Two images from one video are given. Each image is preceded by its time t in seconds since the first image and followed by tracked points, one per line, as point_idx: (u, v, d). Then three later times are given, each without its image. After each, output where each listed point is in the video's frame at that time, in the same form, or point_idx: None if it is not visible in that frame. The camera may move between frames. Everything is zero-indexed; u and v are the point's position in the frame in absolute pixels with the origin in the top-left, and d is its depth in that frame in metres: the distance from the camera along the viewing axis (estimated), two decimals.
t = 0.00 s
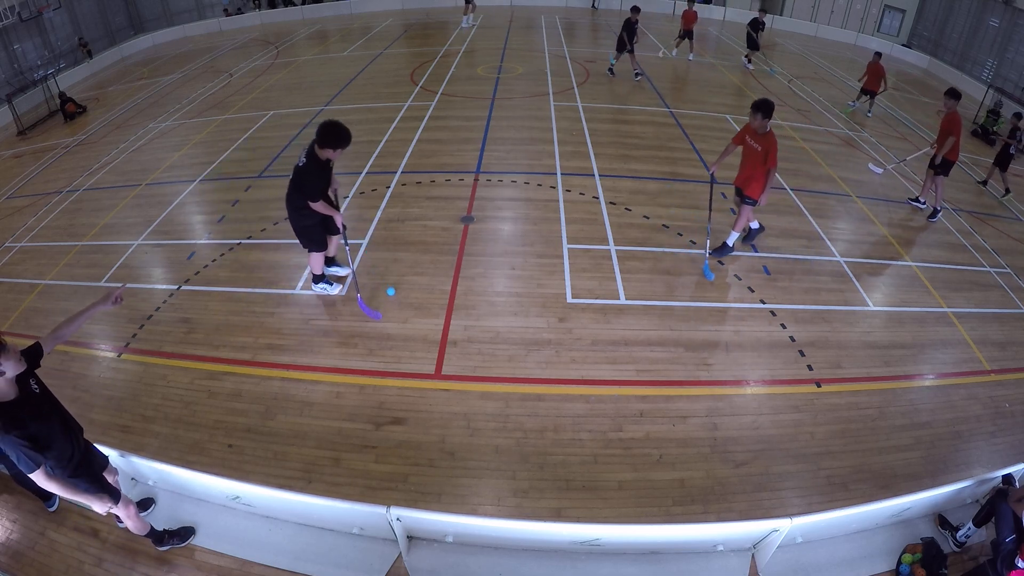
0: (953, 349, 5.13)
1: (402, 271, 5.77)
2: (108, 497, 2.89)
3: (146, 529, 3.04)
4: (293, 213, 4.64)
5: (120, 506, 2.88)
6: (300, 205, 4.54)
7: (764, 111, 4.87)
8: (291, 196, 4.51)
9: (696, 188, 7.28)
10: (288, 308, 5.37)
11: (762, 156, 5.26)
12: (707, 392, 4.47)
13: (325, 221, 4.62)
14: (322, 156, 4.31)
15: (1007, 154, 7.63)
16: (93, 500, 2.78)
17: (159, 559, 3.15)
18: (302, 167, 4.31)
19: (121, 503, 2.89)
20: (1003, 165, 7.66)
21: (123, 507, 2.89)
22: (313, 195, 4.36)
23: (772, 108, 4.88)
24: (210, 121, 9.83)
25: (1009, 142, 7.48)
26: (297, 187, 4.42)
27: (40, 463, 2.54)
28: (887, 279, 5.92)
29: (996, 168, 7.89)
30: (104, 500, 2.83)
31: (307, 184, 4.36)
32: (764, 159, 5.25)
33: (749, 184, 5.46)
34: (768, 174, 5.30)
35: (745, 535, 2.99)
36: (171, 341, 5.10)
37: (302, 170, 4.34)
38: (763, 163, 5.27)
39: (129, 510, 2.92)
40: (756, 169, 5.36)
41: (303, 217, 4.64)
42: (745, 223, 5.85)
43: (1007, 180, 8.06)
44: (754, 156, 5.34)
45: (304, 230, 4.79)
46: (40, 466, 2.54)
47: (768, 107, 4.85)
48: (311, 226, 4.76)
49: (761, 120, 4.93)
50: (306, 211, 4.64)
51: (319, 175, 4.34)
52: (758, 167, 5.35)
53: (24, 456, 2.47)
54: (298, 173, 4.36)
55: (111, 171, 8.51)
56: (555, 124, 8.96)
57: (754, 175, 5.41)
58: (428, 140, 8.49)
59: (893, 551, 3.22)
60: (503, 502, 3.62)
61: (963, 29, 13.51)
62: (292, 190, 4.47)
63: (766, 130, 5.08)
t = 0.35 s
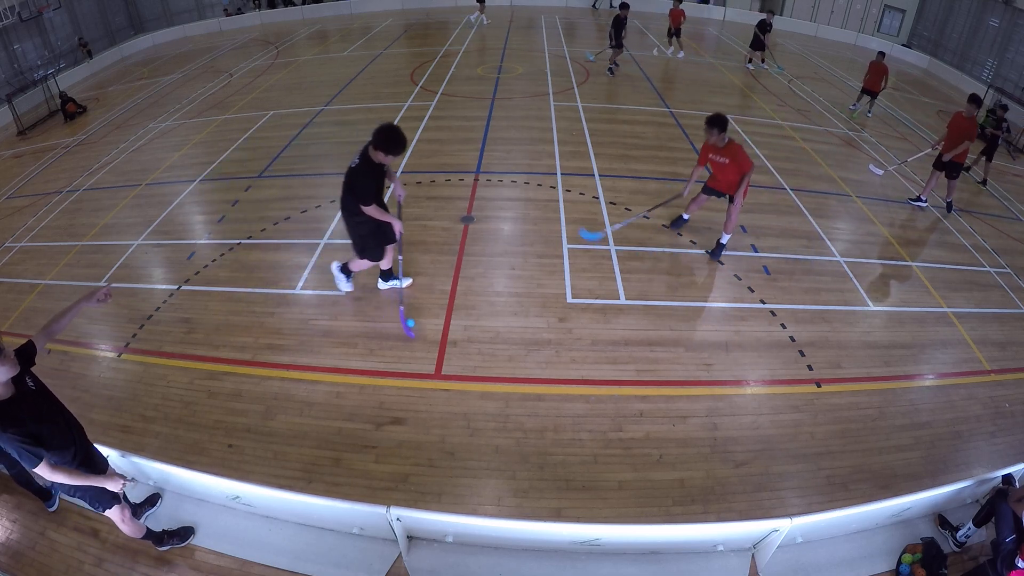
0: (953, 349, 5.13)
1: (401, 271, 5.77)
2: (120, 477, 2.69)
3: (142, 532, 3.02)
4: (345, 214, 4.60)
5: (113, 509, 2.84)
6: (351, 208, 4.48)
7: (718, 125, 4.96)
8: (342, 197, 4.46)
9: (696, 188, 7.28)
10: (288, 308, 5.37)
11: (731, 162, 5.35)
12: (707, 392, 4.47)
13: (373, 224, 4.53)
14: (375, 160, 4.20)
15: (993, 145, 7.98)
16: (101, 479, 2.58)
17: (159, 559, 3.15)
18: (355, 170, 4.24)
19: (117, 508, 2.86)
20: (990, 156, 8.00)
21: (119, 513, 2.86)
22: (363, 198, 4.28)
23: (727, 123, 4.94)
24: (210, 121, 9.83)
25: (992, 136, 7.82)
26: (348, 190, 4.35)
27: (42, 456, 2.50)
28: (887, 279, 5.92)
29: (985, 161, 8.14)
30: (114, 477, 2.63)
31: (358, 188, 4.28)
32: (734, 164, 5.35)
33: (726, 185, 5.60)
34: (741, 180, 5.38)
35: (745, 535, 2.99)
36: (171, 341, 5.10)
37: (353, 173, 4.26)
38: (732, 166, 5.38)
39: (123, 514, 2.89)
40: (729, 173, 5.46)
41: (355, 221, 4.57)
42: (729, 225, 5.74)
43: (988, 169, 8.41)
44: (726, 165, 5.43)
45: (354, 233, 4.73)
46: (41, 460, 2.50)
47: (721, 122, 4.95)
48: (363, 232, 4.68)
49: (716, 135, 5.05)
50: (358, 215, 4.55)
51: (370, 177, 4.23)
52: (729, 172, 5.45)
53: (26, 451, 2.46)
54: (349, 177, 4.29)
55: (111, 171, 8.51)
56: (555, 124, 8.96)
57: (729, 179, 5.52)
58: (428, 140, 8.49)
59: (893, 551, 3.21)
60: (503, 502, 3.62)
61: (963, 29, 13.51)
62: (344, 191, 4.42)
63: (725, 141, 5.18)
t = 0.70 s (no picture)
0: (953, 349, 5.13)
1: (402, 272, 5.77)
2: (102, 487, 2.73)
3: (142, 531, 3.01)
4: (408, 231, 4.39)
5: (112, 506, 2.81)
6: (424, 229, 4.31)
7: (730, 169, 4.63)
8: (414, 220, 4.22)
9: (696, 188, 7.28)
10: (288, 308, 5.37)
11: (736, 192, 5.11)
12: (707, 392, 4.47)
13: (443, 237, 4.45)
14: (456, 178, 4.11)
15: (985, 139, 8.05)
16: (85, 484, 2.62)
17: (158, 559, 3.15)
18: (441, 196, 4.07)
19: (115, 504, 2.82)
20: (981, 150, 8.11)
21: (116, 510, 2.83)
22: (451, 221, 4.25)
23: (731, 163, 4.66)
24: (210, 121, 9.83)
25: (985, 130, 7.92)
26: (426, 213, 4.17)
27: (36, 447, 2.46)
28: (887, 279, 5.92)
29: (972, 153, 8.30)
30: (97, 486, 2.68)
31: (442, 212, 4.17)
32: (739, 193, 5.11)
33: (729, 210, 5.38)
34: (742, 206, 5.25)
35: (745, 535, 2.99)
36: (171, 341, 5.10)
37: (438, 199, 4.09)
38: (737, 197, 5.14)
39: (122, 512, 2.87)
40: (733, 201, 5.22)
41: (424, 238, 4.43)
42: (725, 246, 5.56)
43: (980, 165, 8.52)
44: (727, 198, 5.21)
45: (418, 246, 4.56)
46: (35, 450, 2.46)
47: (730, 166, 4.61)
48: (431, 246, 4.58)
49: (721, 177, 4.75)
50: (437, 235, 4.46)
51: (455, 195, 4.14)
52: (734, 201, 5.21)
53: (21, 441, 2.43)
54: (430, 201, 4.09)
55: (111, 170, 8.51)
56: (555, 124, 8.95)
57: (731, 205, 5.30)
58: (428, 140, 8.49)
59: (893, 551, 3.21)
60: (504, 502, 3.62)
61: (963, 29, 13.51)
62: (418, 215, 4.18)
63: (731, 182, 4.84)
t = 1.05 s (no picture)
0: (953, 349, 5.13)
1: (402, 272, 5.77)
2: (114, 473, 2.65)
3: (142, 529, 3.01)
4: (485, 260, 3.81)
5: (113, 503, 2.82)
6: (505, 255, 3.72)
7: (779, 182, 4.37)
8: (495, 244, 3.67)
9: (696, 188, 7.28)
10: (288, 308, 5.37)
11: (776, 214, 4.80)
12: (707, 392, 4.47)
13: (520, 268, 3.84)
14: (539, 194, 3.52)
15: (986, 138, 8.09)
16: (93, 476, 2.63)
17: (159, 559, 3.15)
18: (524, 212, 3.49)
19: (116, 502, 2.83)
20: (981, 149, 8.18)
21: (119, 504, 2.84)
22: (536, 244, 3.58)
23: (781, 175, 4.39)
24: (210, 121, 9.82)
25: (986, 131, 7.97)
26: (507, 236, 3.59)
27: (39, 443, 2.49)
28: (887, 279, 5.92)
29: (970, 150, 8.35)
30: (106, 472, 2.59)
31: (527, 233, 3.57)
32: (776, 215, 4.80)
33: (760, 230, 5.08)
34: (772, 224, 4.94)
35: (745, 535, 2.99)
36: (171, 341, 5.10)
37: (519, 216, 3.50)
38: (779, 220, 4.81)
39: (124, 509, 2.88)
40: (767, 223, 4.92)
41: (501, 270, 3.84)
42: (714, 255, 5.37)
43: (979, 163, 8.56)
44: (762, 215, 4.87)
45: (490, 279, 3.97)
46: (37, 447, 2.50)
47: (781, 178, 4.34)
48: (509, 281, 3.96)
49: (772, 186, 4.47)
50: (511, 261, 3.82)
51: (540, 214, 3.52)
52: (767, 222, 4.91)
53: (22, 437, 2.46)
54: (513, 220, 3.51)
55: (111, 171, 8.51)
56: (555, 124, 8.95)
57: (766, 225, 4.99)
58: (428, 140, 8.49)
59: (893, 551, 3.22)
60: (503, 502, 3.62)
61: (963, 29, 13.51)
62: (500, 239, 3.61)
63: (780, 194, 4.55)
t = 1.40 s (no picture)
0: (953, 349, 5.13)
1: (402, 272, 5.77)
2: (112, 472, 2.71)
3: (143, 529, 3.01)
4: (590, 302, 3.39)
5: (116, 500, 2.83)
6: (614, 294, 3.28)
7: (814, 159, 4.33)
8: (602, 285, 3.24)
9: (696, 188, 7.27)
10: (288, 308, 5.37)
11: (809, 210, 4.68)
12: (707, 392, 4.47)
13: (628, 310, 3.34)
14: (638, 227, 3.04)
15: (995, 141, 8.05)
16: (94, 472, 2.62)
17: (159, 559, 3.15)
18: (627, 244, 3.03)
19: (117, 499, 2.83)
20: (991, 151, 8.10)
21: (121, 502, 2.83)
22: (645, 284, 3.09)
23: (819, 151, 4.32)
24: (209, 121, 9.82)
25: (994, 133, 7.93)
26: (612, 272, 3.16)
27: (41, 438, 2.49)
28: (887, 280, 5.92)
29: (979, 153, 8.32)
30: (107, 471, 2.67)
31: (634, 269, 3.11)
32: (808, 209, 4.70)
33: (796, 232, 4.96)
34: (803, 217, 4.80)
35: (745, 535, 2.99)
36: (171, 341, 5.10)
37: (622, 249, 3.05)
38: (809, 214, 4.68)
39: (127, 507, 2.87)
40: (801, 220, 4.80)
41: (608, 310, 3.37)
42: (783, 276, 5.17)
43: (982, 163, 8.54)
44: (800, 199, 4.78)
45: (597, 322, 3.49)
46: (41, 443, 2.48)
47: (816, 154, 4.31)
48: (619, 322, 3.44)
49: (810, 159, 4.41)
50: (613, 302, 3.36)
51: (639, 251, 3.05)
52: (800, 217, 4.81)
53: (27, 432, 2.45)
54: (614, 255, 3.09)
55: (111, 171, 8.51)
56: (555, 124, 8.95)
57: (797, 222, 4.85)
58: (428, 140, 8.49)
59: (893, 551, 3.22)
60: (504, 502, 3.62)
61: (963, 29, 13.52)
62: (605, 278, 3.20)
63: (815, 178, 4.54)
